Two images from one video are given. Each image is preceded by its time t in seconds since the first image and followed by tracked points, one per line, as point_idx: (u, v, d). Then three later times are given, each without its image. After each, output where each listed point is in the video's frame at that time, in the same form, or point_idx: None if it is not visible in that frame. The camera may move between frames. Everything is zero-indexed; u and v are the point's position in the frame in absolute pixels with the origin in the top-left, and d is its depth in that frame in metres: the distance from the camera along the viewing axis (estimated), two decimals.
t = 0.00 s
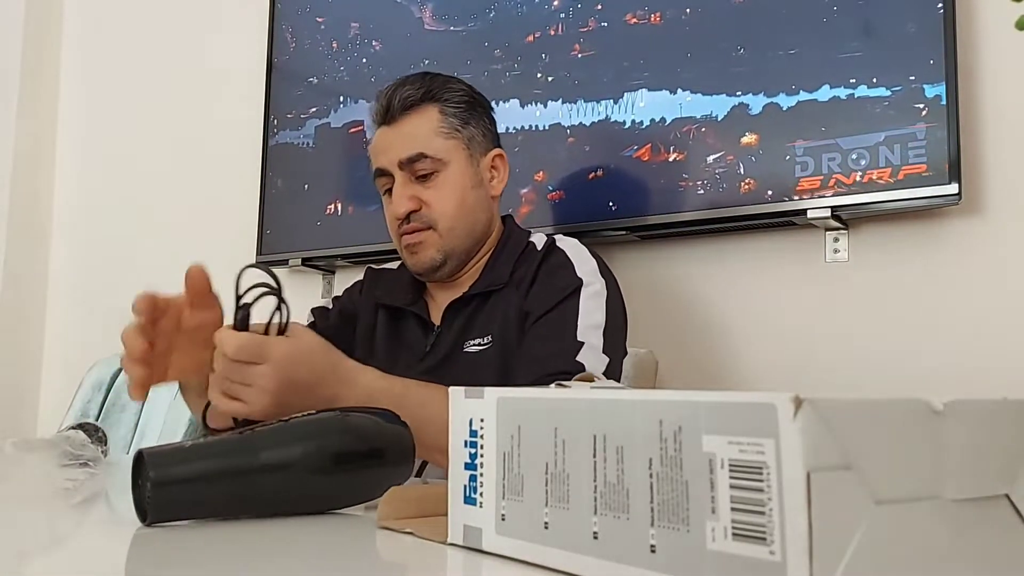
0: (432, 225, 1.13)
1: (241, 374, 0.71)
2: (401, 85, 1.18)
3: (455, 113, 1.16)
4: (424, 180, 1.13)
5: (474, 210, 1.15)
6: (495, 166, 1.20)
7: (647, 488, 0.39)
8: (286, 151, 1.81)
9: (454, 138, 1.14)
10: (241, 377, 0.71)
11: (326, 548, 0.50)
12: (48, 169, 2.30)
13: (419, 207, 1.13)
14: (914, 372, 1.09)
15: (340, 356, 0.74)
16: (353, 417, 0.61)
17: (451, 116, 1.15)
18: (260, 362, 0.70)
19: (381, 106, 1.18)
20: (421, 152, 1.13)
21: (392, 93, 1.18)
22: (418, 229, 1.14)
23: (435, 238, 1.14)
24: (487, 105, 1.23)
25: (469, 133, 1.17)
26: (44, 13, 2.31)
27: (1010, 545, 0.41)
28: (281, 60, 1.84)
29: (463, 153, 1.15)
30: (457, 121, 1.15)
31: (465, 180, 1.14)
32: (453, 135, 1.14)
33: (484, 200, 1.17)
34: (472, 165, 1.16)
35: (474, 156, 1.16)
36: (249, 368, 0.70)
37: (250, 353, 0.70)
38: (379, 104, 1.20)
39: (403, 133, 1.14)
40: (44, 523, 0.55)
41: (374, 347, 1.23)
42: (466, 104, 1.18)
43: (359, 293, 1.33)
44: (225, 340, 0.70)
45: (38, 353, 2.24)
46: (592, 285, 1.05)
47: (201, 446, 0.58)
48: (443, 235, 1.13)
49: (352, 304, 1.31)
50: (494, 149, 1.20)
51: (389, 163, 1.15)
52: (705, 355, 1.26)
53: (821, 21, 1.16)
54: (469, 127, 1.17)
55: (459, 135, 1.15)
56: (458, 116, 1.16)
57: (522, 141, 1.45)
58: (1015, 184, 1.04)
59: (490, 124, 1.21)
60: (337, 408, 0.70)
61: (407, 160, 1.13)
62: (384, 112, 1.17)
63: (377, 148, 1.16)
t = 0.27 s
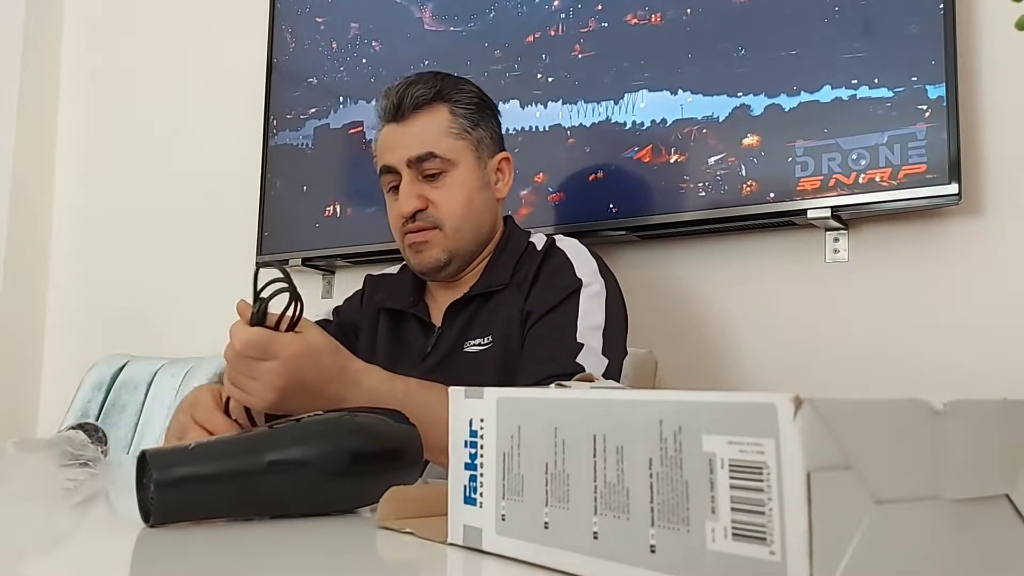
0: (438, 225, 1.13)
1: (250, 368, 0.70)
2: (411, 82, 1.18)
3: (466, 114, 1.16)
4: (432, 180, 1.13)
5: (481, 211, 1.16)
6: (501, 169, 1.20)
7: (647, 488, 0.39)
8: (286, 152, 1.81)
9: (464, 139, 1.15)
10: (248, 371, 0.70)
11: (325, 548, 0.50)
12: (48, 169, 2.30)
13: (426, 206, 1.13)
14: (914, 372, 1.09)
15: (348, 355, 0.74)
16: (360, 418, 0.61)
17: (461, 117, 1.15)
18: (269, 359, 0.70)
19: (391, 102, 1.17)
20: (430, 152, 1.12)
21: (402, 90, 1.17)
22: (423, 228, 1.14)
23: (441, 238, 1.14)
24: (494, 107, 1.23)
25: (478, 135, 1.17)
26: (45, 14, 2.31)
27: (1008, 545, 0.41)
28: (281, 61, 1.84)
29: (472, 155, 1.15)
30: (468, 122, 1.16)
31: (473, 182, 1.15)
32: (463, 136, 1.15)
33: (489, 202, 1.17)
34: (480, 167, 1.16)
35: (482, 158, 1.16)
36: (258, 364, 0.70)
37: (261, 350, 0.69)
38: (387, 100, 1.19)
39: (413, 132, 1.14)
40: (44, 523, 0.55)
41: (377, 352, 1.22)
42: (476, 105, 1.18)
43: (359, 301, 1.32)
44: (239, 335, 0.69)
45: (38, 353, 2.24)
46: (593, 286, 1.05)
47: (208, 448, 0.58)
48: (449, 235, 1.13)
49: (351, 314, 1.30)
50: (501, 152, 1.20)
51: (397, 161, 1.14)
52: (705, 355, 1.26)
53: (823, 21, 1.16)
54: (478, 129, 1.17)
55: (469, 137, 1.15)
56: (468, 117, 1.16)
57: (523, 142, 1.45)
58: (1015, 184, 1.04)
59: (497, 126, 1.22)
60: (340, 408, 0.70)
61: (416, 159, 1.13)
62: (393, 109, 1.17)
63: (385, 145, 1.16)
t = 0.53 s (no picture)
0: (437, 224, 1.13)
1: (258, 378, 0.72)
2: (411, 82, 1.17)
3: (465, 114, 1.16)
4: (431, 179, 1.13)
5: (480, 211, 1.16)
6: (499, 170, 1.21)
7: (646, 487, 0.39)
8: (286, 152, 1.81)
9: (464, 138, 1.15)
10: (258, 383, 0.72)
11: (325, 548, 0.50)
12: (48, 169, 2.30)
13: (426, 205, 1.13)
14: (914, 372, 1.09)
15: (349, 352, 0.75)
16: (365, 419, 0.60)
17: (461, 117, 1.15)
18: (270, 364, 0.71)
19: (390, 101, 1.17)
20: (430, 150, 1.12)
21: (401, 89, 1.17)
22: (423, 226, 1.14)
23: (440, 237, 1.13)
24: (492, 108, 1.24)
25: (477, 135, 1.17)
26: (45, 13, 2.31)
27: (1007, 544, 0.41)
28: (281, 61, 1.84)
29: (471, 155, 1.16)
30: (467, 122, 1.16)
31: (472, 182, 1.15)
32: (463, 136, 1.15)
33: (488, 203, 1.17)
34: (479, 167, 1.16)
35: (481, 158, 1.17)
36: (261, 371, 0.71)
37: (260, 356, 0.71)
38: (385, 99, 1.18)
39: (413, 130, 1.13)
40: (44, 523, 0.55)
41: (377, 352, 1.22)
42: (475, 106, 1.18)
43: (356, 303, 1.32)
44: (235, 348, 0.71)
45: (38, 353, 2.24)
46: (592, 287, 1.05)
47: (209, 450, 0.58)
48: (449, 234, 1.13)
49: (349, 317, 1.31)
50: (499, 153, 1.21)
51: (397, 160, 1.14)
52: (705, 355, 1.26)
53: (824, 22, 1.16)
54: (478, 129, 1.17)
55: (468, 136, 1.16)
56: (467, 117, 1.16)
57: (522, 143, 1.45)
58: (1015, 184, 1.04)
59: (495, 127, 1.22)
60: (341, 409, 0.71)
61: (416, 157, 1.13)
62: (392, 107, 1.16)
63: (384, 143, 1.15)
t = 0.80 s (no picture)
0: (434, 219, 1.13)
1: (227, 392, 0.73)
2: (413, 79, 1.18)
3: (466, 111, 1.16)
4: (430, 174, 1.14)
5: (478, 208, 1.16)
6: (500, 168, 1.20)
7: (646, 487, 0.39)
8: (286, 153, 1.81)
9: (464, 135, 1.15)
10: (228, 397, 0.73)
11: (325, 548, 0.50)
12: (48, 169, 2.30)
13: (423, 200, 1.13)
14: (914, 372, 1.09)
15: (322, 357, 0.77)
16: (370, 417, 0.62)
17: (461, 114, 1.16)
18: (237, 375, 0.73)
19: (392, 98, 1.18)
20: (429, 145, 1.13)
21: (403, 86, 1.18)
22: (420, 221, 1.14)
23: (437, 232, 1.13)
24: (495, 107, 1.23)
25: (478, 133, 1.17)
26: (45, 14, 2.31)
27: (1008, 546, 0.41)
28: (281, 61, 1.84)
29: (471, 152, 1.15)
30: (467, 119, 1.16)
31: (470, 178, 1.15)
32: (462, 133, 1.15)
33: (487, 200, 1.17)
34: (479, 164, 1.16)
35: (481, 156, 1.17)
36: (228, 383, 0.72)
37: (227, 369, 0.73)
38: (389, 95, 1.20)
39: (413, 126, 1.14)
40: (44, 523, 0.55)
41: (376, 350, 1.22)
42: (477, 103, 1.18)
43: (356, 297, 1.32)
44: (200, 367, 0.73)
45: (38, 353, 2.24)
46: (591, 284, 1.05)
47: (209, 451, 0.57)
48: (445, 230, 1.13)
49: (350, 309, 1.31)
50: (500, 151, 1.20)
51: (396, 155, 1.15)
52: (705, 356, 1.26)
53: (825, 22, 1.16)
54: (478, 127, 1.17)
55: (468, 133, 1.16)
56: (468, 114, 1.16)
57: (522, 144, 1.45)
58: (1015, 184, 1.04)
59: (498, 126, 1.22)
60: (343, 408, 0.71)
61: (415, 152, 1.13)
62: (394, 103, 1.17)
63: (384, 139, 1.16)
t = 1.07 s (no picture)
0: (433, 220, 1.14)
1: (216, 400, 0.76)
2: (413, 80, 1.19)
3: (466, 111, 1.16)
4: (429, 175, 1.14)
5: (478, 208, 1.16)
6: (501, 168, 1.20)
7: (647, 487, 0.39)
8: (286, 153, 1.81)
9: (463, 135, 1.15)
10: (218, 404, 0.76)
11: (326, 548, 0.50)
12: (48, 170, 2.30)
13: (422, 201, 1.14)
14: (915, 373, 1.09)
15: (309, 360, 0.77)
16: (372, 417, 0.61)
17: (460, 114, 1.16)
18: (221, 383, 0.76)
19: (392, 99, 1.19)
20: (427, 146, 1.13)
21: (403, 87, 1.19)
22: (419, 222, 1.14)
23: (436, 233, 1.14)
24: (497, 107, 1.23)
25: (478, 132, 1.17)
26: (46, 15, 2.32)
27: (1008, 547, 0.41)
28: (280, 61, 1.84)
29: (470, 152, 1.15)
30: (467, 119, 1.16)
31: (470, 178, 1.15)
32: (462, 132, 1.15)
33: (487, 200, 1.17)
34: (478, 164, 1.16)
35: (480, 156, 1.16)
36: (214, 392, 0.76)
37: (213, 379, 0.76)
38: (389, 97, 1.21)
39: (412, 126, 1.15)
40: (44, 523, 0.55)
41: (377, 349, 1.22)
42: (477, 103, 1.18)
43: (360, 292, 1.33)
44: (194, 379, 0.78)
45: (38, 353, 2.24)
46: (591, 284, 1.05)
47: (208, 450, 0.57)
48: (444, 231, 1.13)
49: (352, 304, 1.31)
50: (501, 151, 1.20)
51: (396, 156, 1.16)
52: (705, 356, 1.26)
53: (826, 22, 1.16)
54: (478, 127, 1.17)
55: (468, 133, 1.16)
56: (468, 114, 1.16)
57: (523, 145, 1.45)
58: (1015, 184, 1.04)
59: (499, 126, 1.22)
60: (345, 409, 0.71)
61: (413, 153, 1.14)
62: (394, 105, 1.18)
63: (385, 140, 1.17)
